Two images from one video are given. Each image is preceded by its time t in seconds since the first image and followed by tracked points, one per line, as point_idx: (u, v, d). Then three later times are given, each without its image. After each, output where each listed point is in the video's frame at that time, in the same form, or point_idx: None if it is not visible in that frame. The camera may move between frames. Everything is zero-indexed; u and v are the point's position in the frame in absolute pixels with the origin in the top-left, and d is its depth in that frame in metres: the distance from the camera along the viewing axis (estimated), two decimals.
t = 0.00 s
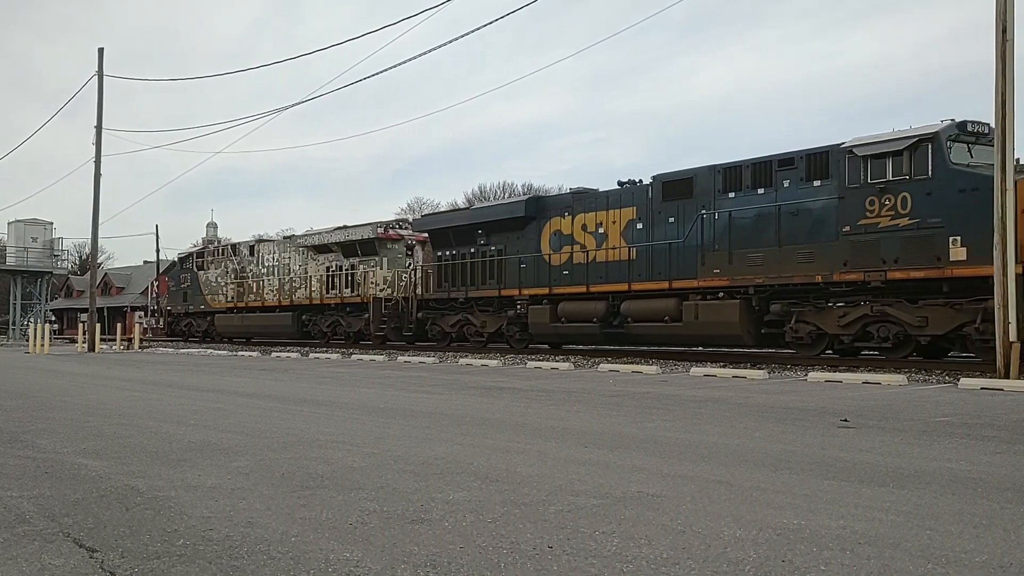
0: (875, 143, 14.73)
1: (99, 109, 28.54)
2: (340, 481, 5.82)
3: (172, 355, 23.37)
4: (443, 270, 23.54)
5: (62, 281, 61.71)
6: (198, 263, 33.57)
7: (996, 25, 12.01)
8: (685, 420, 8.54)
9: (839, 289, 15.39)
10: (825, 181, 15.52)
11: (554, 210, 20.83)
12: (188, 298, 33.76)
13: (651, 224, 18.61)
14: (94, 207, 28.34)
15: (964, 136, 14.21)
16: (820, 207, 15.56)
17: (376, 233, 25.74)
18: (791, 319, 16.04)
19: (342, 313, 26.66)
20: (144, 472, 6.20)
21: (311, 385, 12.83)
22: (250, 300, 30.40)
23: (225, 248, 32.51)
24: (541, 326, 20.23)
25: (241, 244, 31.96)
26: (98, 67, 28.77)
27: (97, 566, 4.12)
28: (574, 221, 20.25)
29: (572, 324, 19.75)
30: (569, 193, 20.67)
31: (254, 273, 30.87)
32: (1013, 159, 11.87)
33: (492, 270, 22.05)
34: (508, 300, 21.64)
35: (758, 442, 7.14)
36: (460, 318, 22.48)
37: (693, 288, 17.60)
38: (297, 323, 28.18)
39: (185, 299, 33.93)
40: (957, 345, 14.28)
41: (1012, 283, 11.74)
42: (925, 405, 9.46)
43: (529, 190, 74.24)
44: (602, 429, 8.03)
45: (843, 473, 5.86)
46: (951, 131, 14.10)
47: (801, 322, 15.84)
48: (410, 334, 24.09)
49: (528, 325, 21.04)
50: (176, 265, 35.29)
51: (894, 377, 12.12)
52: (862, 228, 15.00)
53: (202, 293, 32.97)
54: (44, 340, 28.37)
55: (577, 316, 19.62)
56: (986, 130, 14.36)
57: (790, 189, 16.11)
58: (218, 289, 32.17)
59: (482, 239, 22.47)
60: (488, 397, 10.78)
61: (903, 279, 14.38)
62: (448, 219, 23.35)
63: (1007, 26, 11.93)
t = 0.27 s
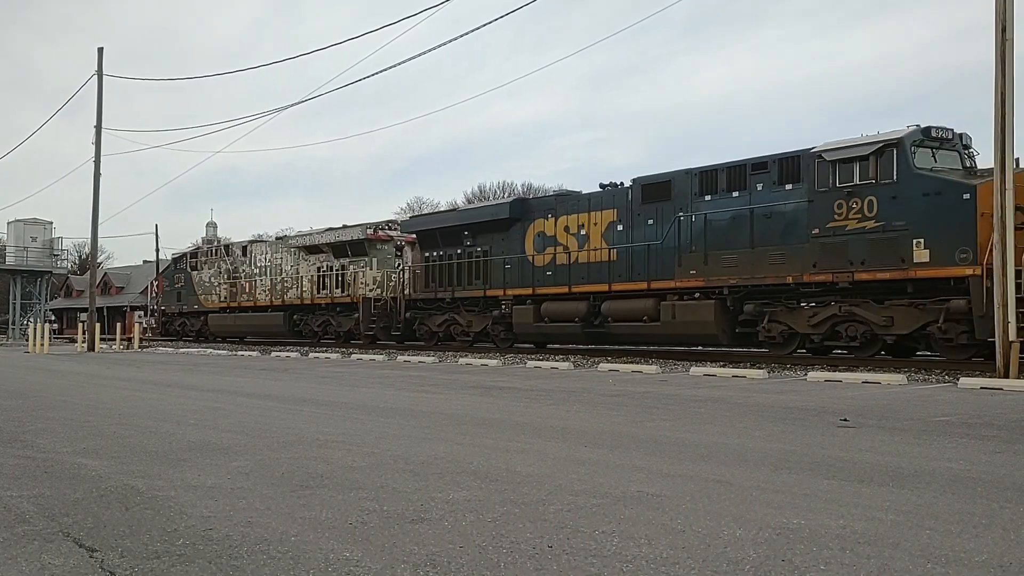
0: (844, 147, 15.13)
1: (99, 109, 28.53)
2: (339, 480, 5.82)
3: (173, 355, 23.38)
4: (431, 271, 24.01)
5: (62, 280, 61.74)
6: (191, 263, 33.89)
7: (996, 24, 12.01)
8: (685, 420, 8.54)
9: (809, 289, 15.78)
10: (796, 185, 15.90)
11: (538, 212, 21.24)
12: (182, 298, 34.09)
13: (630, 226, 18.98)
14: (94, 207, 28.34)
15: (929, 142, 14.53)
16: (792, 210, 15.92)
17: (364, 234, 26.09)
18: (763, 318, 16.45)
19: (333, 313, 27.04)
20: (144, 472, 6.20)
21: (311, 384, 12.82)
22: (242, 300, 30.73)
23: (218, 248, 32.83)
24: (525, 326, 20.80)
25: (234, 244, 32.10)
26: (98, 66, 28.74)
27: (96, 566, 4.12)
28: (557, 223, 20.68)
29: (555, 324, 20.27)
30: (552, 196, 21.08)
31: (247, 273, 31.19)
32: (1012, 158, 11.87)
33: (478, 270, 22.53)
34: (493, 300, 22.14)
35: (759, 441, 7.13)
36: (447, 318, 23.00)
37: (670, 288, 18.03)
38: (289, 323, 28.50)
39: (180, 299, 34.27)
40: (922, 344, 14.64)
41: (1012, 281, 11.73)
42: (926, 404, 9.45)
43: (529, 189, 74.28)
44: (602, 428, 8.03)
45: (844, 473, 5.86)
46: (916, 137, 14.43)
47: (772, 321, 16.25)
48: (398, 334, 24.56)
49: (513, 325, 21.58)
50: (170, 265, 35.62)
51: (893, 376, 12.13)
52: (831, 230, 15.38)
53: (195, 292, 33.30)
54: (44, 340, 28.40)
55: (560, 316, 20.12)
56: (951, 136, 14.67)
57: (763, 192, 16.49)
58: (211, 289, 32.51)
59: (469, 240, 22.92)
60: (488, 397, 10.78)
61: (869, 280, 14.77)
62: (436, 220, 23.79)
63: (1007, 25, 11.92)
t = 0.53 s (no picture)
0: (815, 152, 15.44)
1: (99, 108, 28.50)
2: (339, 480, 5.82)
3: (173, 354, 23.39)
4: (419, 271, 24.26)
5: (61, 279, 61.76)
6: (186, 263, 34.21)
7: (995, 23, 12.01)
8: (686, 419, 8.53)
9: (781, 290, 16.04)
10: (769, 188, 16.17)
11: (523, 213, 21.49)
12: (177, 298, 34.41)
13: (612, 228, 19.27)
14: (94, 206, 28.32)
15: (895, 147, 14.89)
16: (765, 212, 16.22)
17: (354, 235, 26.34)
18: (738, 318, 16.69)
19: (323, 313, 27.29)
20: (143, 471, 6.20)
21: (311, 384, 12.82)
22: (235, 300, 31.05)
23: (212, 249, 33.15)
24: (508, 325, 20.98)
25: (227, 244, 32.57)
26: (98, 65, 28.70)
27: (95, 565, 4.12)
28: (542, 224, 20.94)
29: (538, 323, 20.45)
30: (538, 198, 21.34)
31: (240, 273, 31.50)
32: (1012, 157, 11.86)
33: (464, 271, 22.78)
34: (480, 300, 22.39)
35: (759, 441, 7.13)
36: (434, 317, 23.23)
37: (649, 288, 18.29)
38: (280, 322, 28.86)
39: (174, 298, 34.59)
40: (890, 343, 14.87)
41: (1012, 280, 11.73)
42: (926, 404, 9.44)
43: (529, 189, 74.31)
44: (603, 428, 8.02)
45: (844, 472, 5.85)
46: (883, 142, 14.78)
47: (746, 321, 16.47)
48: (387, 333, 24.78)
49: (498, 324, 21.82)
50: (165, 265, 35.94)
51: (893, 375, 12.20)
52: (801, 233, 15.71)
53: (189, 292, 33.63)
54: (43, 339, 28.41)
55: (543, 316, 20.33)
56: (917, 141, 15.01)
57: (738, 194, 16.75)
58: (205, 289, 32.85)
59: (457, 241, 23.17)
60: (488, 396, 10.79)
61: (838, 280, 15.06)
62: (425, 221, 24.07)
63: (1006, 24, 11.92)
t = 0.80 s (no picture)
0: (786, 155, 15.75)
1: (98, 108, 28.48)
2: (339, 478, 5.82)
3: (172, 353, 23.40)
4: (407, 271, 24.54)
5: (61, 279, 61.76)
6: (179, 263, 34.48)
7: (995, 22, 12.00)
8: (685, 418, 8.53)
9: (754, 290, 16.43)
10: (743, 190, 16.47)
11: (507, 214, 21.73)
12: (170, 297, 34.68)
13: (592, 229, 19.54)
14: (93, 206, 28.33)
15: (864, 150, 15.22)
16: (738, 214, 16.54)
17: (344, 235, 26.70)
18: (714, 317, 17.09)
19: (314, 312, 27.66)
20: (143, 470, 6.20)
21: (310, 383, 12.82)
22: (228, 300, 31.38)
23: (205, 248, 33.43)
24: (493, 324, 21.37)
25: (220, 244, 32.85)
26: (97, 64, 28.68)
27: (94, 564, 4.12)
28: (526, 225, 21.21)
29: (522, 322, 20.85)
30: (522, 199, 21.57)
31: (232, 273, 31.81)
32: (1011, 156, 11.85)
33: (451, 271, 23.05)
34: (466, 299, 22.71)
35: (758, 439, 7.13)
36: (421, 316, 23.62)
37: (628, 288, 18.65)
38: (272, 321, 29.11)
39: (167, 298, 34.86)
40: (858, 341, 15.31)
41: (1012, 279, 11.72)
42: (926, 403, 9.44)
43: (528, 188, 74.37)
44: (602, 427, 8.02)
45: (844, 471, 5.85)
46: (851, 146, 15.10)
47: (722, 320, 16.86)
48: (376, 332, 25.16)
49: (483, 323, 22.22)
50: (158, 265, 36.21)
51: (892, 374, 12.24)
52: (773, 234, 16.05)
53: (182, 292, 33.92)
54: (43, 338, 28.42)
55: (527, 315, 20.73)
56: (885, 145, 15.34)
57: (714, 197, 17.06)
58: (198, 288, 33.14)
59: (443, 241, 23.42)
60: (487, 395, 10.80)
61: (809, 280, 15.47)
62: (413, 221, 24.33)
63: (1006, 24, 11.92)
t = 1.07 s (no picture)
0: (760, 159, 16.26)
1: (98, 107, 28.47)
2: (338, 477, 5.83)
3: (172, 352, 23.40)
4: (395, 271, 24.88)
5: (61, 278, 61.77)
6: (172, 263, 34.76)
7: (995, 21, 12.00)
8: (684, 416, 8.53)
9: (729, 289, 16.89)
10: (720, 193, 16.97)
11: (494, 215, 22.13)
12: (164, 297, 34.96)
13: (576, 230, 19.98)
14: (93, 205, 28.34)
15: (834, 155, 15.75)
16: (715, 215, 17.05)
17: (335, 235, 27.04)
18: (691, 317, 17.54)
19: (305, 311, 27.99)
20: (142, 469, 6.21)
21: (309, 381, 12.83)
22: (221, 299, 31.68)
23: (199, 248, 33.72)
24: (479, 323, 21.72)
25: (214, 244, 33.13)
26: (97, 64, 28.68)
27: (94, 562, 4.13)
28: (511, 226, 21.60)
29: (506, 321, 21.22)
30: (508, 201, 21.97)
31: (225, 273, 32.09)
32: (1012, 155, 11.85)
33: (438, 271, 23.40)
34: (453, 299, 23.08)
35: (758, 438, 7.13)
36: (409, 316, 23.98)
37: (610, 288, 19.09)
38: (264, 320, 29.51)
39: (162, 297, 35.14)
40: (828, 340, 15.78)
41: (1012, 278, 11.72)
42: (926, 401, 9.45)
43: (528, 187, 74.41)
44: (602, 425, 8.02)
45: (844, 470, 5.85)
46: (822, 150, 15.65)
47: (699, 319, 17.30)
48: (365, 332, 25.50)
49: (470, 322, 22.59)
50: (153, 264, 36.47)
51: (891, 372, 12.25)
52: (747, 235, 16.56)
53: (176, 291, 34.21)
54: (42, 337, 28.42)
55: (511, 314, 21.09)
56: (855, 150, 15.86)
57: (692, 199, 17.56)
58: (192, 288, 33.44)
59: (431, 242, 23.78)
60: (486, 394, 10.82)
61: (781, 280, 15.94)
62: (401, 222, 24.69)
63: (1006, 23, 11.92)
